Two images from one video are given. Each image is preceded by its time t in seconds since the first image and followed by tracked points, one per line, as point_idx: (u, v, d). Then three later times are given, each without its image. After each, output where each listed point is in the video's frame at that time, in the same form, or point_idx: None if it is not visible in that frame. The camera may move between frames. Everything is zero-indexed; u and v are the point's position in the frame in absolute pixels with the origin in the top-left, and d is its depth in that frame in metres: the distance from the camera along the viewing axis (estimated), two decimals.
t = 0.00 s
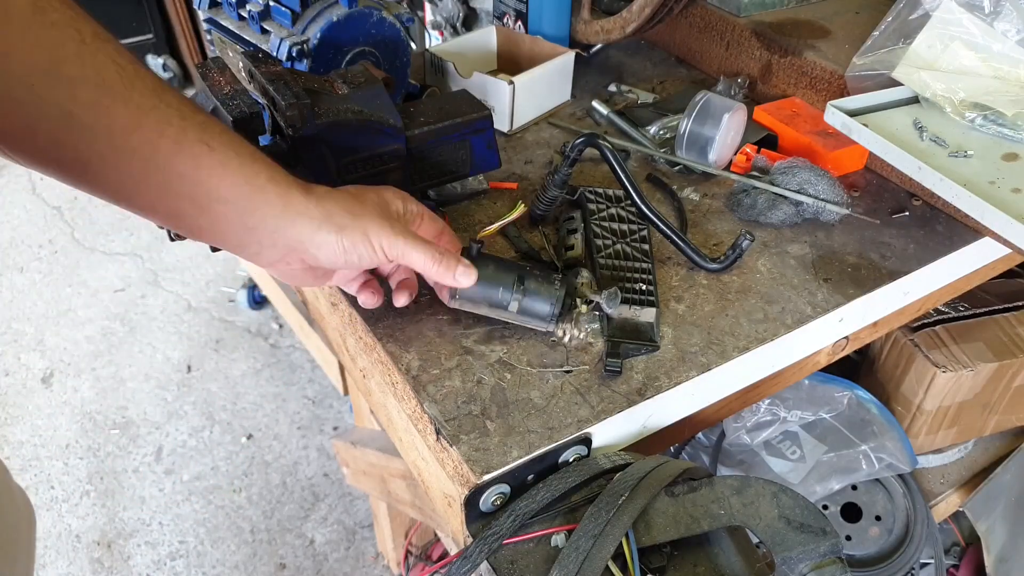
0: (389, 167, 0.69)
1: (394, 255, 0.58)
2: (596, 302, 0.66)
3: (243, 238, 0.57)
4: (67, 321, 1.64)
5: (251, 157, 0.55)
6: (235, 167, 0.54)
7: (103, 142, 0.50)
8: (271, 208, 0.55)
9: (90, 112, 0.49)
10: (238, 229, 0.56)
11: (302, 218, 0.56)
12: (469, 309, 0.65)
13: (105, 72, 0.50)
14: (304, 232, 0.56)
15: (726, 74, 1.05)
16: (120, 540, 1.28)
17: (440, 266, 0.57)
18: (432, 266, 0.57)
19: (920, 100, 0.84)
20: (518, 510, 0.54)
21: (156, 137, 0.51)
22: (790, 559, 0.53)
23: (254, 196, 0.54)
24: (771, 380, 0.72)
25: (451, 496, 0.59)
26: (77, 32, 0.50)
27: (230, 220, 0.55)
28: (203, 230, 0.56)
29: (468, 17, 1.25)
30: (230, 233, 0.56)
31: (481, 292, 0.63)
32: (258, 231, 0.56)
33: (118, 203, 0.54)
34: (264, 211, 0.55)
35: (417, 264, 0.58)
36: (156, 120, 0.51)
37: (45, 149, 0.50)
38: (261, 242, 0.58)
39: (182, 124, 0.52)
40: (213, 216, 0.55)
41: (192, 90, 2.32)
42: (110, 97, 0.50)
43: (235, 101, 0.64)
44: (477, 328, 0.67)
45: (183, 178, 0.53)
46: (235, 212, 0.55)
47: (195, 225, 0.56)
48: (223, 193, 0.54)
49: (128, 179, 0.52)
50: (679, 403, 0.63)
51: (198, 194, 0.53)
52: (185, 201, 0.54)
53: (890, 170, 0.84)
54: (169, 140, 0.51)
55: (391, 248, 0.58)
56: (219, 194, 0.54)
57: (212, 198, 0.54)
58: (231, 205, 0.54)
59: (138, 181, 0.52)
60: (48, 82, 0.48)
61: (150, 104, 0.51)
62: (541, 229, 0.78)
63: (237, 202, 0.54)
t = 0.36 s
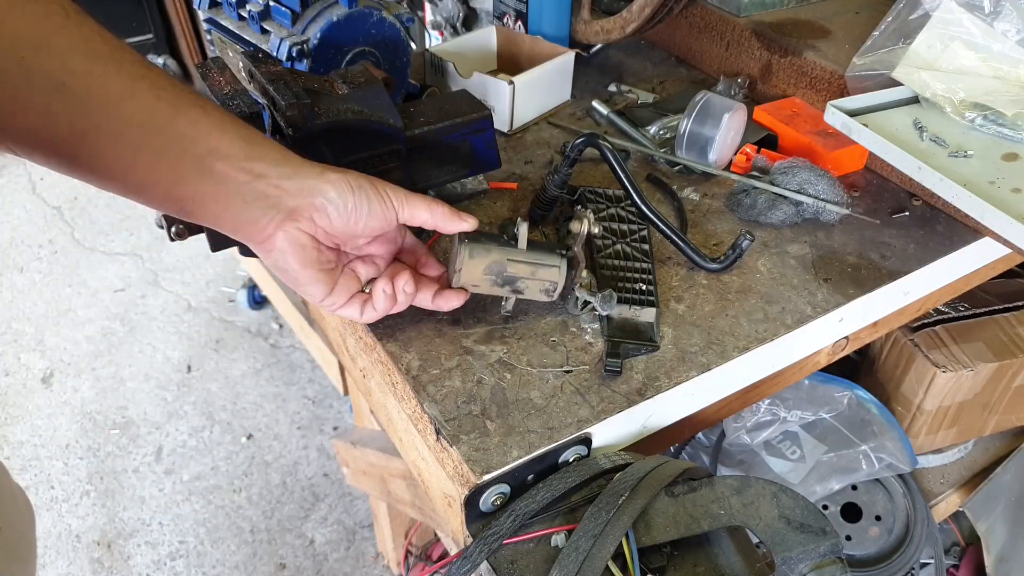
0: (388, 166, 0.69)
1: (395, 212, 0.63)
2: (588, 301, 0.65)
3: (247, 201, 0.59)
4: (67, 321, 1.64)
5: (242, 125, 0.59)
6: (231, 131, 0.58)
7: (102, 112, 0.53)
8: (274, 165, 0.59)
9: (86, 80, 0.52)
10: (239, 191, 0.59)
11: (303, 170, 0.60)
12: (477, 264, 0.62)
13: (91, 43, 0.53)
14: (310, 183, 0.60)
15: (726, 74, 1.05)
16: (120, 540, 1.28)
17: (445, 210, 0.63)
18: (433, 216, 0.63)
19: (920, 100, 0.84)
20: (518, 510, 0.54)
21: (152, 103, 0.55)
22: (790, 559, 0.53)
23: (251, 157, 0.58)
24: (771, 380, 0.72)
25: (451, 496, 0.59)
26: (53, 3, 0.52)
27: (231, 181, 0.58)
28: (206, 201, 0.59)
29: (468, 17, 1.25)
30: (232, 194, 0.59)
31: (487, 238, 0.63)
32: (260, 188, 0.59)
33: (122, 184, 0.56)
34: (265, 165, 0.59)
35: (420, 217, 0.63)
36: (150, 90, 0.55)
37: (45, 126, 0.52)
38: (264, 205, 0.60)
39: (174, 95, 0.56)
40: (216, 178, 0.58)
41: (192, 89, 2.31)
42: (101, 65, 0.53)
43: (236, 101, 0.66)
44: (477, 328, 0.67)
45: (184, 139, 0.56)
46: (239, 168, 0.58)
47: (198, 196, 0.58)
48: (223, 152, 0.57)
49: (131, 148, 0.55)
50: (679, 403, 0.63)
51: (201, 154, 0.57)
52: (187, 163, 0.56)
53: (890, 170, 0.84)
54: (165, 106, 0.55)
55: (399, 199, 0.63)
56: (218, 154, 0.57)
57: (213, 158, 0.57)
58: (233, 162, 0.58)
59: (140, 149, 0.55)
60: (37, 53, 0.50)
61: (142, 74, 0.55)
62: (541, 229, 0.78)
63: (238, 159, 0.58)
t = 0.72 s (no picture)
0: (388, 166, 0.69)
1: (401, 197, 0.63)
2: (589, 301, 0.65)
3: (256, 193, 0.58)
4: (67, 321, 1.64)
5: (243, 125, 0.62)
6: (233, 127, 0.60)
7: (105, 106, 0.56)
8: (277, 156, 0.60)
9: (90, 75, 0.55)
10: (244, 181, 0.58)
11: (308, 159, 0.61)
12: (489, 227, 0.63)
13: (96, 48, 0.57)
14: (316, 170, 0.60)
15: (726, 74, 1.05)
16: (120, 541, 1.28)
17: (448, 187, 0.65)
18: (437, 194, 0.64)
19: (920, 100, 0.84)
20: (517, 510, 0.54)
21: (154, 98, 0.58)
22: (790, 559, 0.53)
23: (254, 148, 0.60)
24: (771, 380, 0.72)
25: (451, 496, 0.59)
26: (63, 17, 0.57)
27: (236, 172, 0.58)
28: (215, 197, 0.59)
29: (468, 17, 1.25)
30: (238, 185, 0.58)
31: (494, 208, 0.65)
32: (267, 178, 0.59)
33: (129, 181, 0.58)
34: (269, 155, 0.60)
35: (425, 197, 0.64)
36: (154, 90, 0.59)
37: (53, 125, 0.55)
38: (273, 195, 0.59)
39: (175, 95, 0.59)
40: (222, 170, 0.58)
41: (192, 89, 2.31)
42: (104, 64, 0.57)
43: (236, 101, 0.66)
44: (477, 328, 0.67)
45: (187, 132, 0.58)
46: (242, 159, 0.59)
47: (205, 191, 0.58)
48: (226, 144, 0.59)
49: (136, 143, 0.57)
50: (679, 404, 0.63)
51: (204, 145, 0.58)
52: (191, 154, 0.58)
53: (890, 170, 0.84)
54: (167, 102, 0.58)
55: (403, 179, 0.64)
56: (221, 146, 0.59)
57: (218, 150, 0.59)
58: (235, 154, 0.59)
59: (144, 142, 0.57)
60: (43, 53, 0.54)
61: (147, 77, 0.59)
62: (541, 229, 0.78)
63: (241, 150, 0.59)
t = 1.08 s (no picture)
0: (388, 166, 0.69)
1: (401, 200, 0.62)
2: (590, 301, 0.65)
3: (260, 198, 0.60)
4: (67, 321, 1.64)
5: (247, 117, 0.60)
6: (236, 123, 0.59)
7: (107, 111, 0.55)
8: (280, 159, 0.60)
9: (91, 77, 0.54)
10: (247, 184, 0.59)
11: (310, 161, 0.60)
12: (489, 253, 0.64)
13: (95, 45, 0.55)
14: (317, 179, 0.60)
15: (726, 74, 1.05)
16: (120, 541, 1.28)
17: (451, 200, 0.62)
18: (436, 208, 0.62)
19: (920, 100, 0.84)
20: (517, 510, 0.54)
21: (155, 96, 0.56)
22: (790, 559, 0.53)
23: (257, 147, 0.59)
24: (771, 380, 0.72)
25: (451, 497, 0.59)
26: (59, 11, 0.54)
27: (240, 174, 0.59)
28: (220, 197, 0.60)
29: (468, 17, 1.25)
30: (241, 187, 0.60)
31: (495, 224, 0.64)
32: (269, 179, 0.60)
33: (135, 181, 0.58)
34: (273, 157, 0.59)
35: (423, 210, 0.63)
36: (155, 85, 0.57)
37: (57, 127, 0.55)
38: (276, 197, 0.61)
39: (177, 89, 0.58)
40: (225, 171, 0.59)
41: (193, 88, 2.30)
42: (105, 63, 0.55)
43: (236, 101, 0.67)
44: (477, 328, 0.67)
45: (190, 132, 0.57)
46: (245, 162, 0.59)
47: (210, 193, 0.59)
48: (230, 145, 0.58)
49: (138, 146, 0.57)
50: (679, 403, 0.63)
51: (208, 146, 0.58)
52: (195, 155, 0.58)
53: (890, 170, 0.84)
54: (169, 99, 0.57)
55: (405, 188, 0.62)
56: (224, 146, 0.58)
57: (221, 152, 0.58)
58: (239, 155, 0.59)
59: (147, 146, 0.57)
60: (42, 55, 0.52)
61: (148, 71, 0.57)
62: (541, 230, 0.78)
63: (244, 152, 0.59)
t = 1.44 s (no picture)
0: (387, 166, 0.69)
1: (374, 265, 0.60)
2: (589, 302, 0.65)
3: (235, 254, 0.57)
4: (67, 320, 1.64)
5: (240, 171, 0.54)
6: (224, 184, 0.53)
7: (87, 164, 0.49)
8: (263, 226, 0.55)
9: (76, 128, 0.47)
10: (225, 242, 0.56)
11: (289, 234, 0.56)
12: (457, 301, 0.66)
13: (80, 85, 0.47)
14: (293, 248, 0.57)
15: (726, 74, 1.05)
16: (120, 540, 1.28)
17: (420, 272, 0.61)
18: (409, 271, 0.61)
19: (920, 100, 0.84)
20: (517, 510, 0.54)
21: (143, 153, 0.50)
22: (790, 559, 0.53)
23: (243, 213, 0.54)
24: (771, 380, 0.72)
25: (451, 497, 0.59)
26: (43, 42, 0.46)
27: (218, 234, 0.55)
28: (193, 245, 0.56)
29: (468, 17, 1.25)
30: (217, 244, 0.56)
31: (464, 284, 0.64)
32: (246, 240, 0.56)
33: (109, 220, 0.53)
34: (254, 226, 0.55)
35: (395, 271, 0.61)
36: (144, 137, 0.50)
37: (27, 172, 0.49)
38: (253, 257, 0.58)
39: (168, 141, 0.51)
40: (201, 231, 0.54)
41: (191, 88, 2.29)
42: (93, 113, 0.48)
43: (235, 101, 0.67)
44: (476, 328, 0.67)
45: (175, 192, 0.51)
46: (225, 226, 0.55)
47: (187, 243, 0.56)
48: (213, 208, 0.53)
49: (117, 199, 0.51)
50: (679, 403, 0.63)
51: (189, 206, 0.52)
52: (174, 213, 0.53)
53: (890, 170, 0.84)
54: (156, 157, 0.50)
55: (378, 254, 0.60)
56: (208, 209, 0.53)
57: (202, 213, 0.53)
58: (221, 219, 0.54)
59: (126, 198, 0.51)
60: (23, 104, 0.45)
61: (135, 120, 0.49)
62: (541, 229, 0.78)
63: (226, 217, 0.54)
